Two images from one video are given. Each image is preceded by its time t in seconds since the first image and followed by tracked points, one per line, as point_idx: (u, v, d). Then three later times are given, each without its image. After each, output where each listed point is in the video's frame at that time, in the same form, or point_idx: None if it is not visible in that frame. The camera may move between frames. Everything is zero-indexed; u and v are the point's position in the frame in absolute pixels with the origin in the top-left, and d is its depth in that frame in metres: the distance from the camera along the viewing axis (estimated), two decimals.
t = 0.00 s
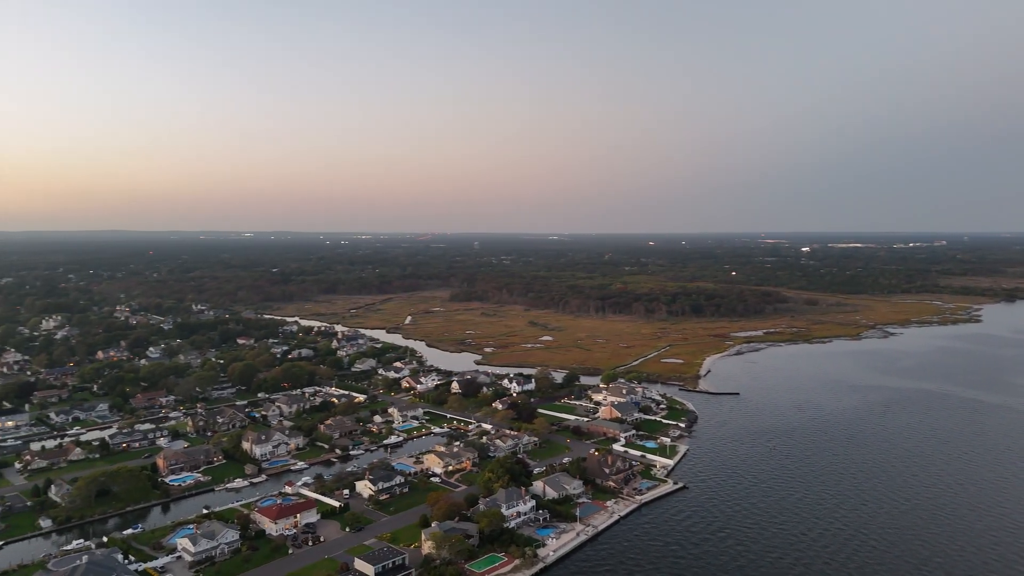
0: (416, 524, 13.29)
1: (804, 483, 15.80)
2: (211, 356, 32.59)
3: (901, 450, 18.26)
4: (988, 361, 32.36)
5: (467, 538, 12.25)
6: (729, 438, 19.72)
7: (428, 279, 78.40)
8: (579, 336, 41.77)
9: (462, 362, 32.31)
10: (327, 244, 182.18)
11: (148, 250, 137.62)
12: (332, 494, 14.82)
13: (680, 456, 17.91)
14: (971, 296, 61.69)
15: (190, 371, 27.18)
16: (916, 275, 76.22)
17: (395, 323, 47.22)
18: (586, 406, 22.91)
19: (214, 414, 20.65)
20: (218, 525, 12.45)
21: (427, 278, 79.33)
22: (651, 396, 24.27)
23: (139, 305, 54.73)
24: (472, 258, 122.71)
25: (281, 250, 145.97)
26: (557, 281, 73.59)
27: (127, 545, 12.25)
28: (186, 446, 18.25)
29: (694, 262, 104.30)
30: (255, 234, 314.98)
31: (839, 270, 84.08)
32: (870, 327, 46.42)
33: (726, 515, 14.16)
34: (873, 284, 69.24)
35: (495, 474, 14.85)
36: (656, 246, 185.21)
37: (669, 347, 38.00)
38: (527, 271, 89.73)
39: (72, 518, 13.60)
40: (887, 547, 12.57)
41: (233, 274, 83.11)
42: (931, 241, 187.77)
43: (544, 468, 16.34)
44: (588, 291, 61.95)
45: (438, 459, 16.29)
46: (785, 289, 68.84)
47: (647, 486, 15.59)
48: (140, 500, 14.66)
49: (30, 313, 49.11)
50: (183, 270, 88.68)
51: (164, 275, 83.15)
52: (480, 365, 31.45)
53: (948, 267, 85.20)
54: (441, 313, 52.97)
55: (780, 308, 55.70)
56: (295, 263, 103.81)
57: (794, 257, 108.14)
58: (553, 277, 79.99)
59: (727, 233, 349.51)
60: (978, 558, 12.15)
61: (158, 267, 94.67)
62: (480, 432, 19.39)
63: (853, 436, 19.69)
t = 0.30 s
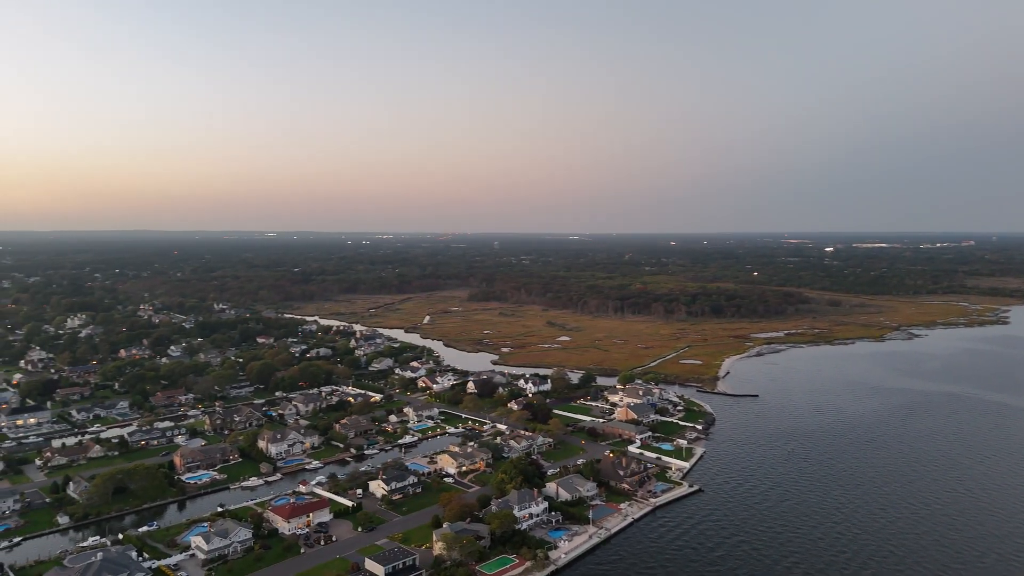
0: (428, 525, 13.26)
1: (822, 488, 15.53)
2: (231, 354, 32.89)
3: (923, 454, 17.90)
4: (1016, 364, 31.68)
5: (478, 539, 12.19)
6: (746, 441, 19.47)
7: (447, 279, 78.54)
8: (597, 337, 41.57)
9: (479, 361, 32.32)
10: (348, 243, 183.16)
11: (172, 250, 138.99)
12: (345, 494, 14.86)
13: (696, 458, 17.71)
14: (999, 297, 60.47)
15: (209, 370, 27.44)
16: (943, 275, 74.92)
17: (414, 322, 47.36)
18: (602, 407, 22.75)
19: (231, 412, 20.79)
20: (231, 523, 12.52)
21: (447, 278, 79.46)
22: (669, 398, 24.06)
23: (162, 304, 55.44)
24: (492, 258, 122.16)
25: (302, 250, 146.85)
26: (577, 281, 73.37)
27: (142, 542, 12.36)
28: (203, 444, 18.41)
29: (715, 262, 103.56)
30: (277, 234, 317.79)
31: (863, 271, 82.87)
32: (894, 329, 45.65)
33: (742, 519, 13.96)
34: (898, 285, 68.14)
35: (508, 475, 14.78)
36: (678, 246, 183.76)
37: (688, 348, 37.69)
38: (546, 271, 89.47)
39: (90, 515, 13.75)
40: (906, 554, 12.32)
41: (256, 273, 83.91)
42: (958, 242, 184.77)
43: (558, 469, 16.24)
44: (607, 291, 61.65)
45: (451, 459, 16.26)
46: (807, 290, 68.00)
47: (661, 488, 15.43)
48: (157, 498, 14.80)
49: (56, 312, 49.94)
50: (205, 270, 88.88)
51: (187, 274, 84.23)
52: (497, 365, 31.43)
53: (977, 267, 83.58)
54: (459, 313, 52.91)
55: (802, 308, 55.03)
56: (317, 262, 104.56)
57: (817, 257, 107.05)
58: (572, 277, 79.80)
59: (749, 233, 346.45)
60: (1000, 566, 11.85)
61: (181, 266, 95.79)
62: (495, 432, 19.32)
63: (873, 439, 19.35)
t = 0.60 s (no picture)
0: (440, 526, 13.22)
1: (841, 492, 15.26)
2: (250, 353, 33.15)
3: (946, 459, 17.53)
4: None
5: (489, 541, 12.13)
6: (764, 444, 19.21)
7: (466, 279, 78.60)
8: (616, 337, 41.34)
9: (496, 362, 32.29)
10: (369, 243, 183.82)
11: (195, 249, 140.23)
12: (358, 494, 14.87)
13: (712, 461, 17.51)
14: None
15: (228, 369, 27.68)
16: (970, 276, 73.54)
17: (432, 322, 47.42)
18: (618, 408, 22.60)
19: (248, 411, 20.94)
20: (244, 522, 12.56)
21: (466, 278, 79.55)
22: (686, 399, 23.83)
23: (185, 303, 56.16)
24: (512, 258, 122.12)
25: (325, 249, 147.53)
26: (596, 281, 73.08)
27: (157, 539, 12.47)
28: (220, 442, 18.55)
29: (737, 262, 102.73)
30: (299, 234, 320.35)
31: (888, 271, 81.61)
32: (919, 330, 44.91)
33: (758, 523, 13.76)
34: (923, 286, 66.97)
35: (521, 477, 14.68)
36: (700, 246, 182.45)
37: (707, 349, 37.35)
38: (566, 271, 89.40)
39: (106, 512, 13.90)
40: (926, 562, 12.05)
41: (277, 272, 84.67)
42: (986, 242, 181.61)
43: (572, 471, 16.14)
44: (627, 292, 61.29)
45: (465, 460, 16.21)
46: (830, 291, 67.10)
47: (676, 492, 15.25)
48: (173, 496, 14.93)
49: (81, 311, 50.79)
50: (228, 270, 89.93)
51: (210, 273, 85.32)
52: (513, 365, 31.38)
53: (1006, 268, 81.94)
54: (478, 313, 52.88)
55: (824, 309, 54.29)
56: (337, 262, 105.16)
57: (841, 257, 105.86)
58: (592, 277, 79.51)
59: (772, 233, 343.09)
60: None
61: (204, 266, 96.81)
62: (509, 433, 19.25)
63: (895, 443, 18.99)
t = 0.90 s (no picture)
0: (452, 527, 13.18)
1: (861, 497, 14.97)
2: (269, 352, 33.39)
3: (969, 464, 17.15)
4: None
5: (501, 543, 12.06)
6: (782, 446, 18.94)
7: (485, 279, 78.60)
8: (634, 338, 41.08)
9: (513, 362, 32.24)
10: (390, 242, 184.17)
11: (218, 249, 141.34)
12: (371, 494, 14.87)
13: (729, 464, 17.29)
14: None
15: (246, 368, 27.89)
16: (999, 277, 72.07)
17: (449, 322, 47.44)
18: (634, 410, 22.44)
19: (265, 410, 21.05)
20: (257, 521, 12.61)
21: (484, 278, 79.58)
22: (703, 401, 23.57)
23: (207, 302, 56.81)
24: (531, 258, 121.90)
25: (346, 249, 148.03)
26: (615, 281, 72.68)
27: (171, 537, 12.57)
28: (236, 441, 18.67)
29: (758, 262, 101.78)
30: (320, 233, 322.55)
31: (914, 272, 80.30)
32: (944, 332, 44.12)
33: (774, 527, 13.56)
34: (950, 287, 65.74)
35: (534, 478, 14.60)
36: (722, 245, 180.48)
37: (726, 351, 36.97)
38: (585, 271, 89.16)
39: (123, 509, 14.04)
40: (947, 569, 11.78)
41: (298, 272, 85.34)
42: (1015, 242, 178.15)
43: (586, 473, 16.02)
44: (646, 292, 60.87)
45: (478, 461, 16.17)
46: (854, 292, 66.12)
47: (691, 495, 15.07)
48: (189, 494, 15.05)
49: (106, 310, 51.50)
50: (250, 270, 90.85)
51: (233, 272, 86.24)
52: (530, 365, 31.30)
53: None
54: (496, 312, 52.86)
55: (847, 310, 53.52)
56: (358, 262, 105.65)
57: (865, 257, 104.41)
58: (611, 277, 79.12)
59: (795, 233, 339.43)
60: None
61: (227, 265, 97.76)
62: (524, 434, 19.16)
63: (917, 447, 18.63)
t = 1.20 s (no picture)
0: (464, 528, 13.12)
1: (881, 501, 14.70)
2: (287, 351, 33.63)
3: (994, 469, 16.77)
4: None
5: (512, 545, 11.98)
6: (801, 450, 18.66)
7: (504, 279, 78.56)
8: (652, 339, 40.78)
9: (530, 362, 32.17)
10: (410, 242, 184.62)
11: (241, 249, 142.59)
12: (384, 494, 14.87)
13: (746, 467, 17.06)
14: None
15: (265, 367, 28.09)
16: None
17: (467, 322, 47.45)
18: (651, 411, 22.24)
19: (281, 409, 21.17)
20: (269, 520, 12.65)
21: (503, 278, 79.55)
22: (721, 403, 23.32)
23: (229, 302, 57.38)
24: (551, 258, 121.65)
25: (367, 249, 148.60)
26: (635, 282, 72.28)
27: (185, 536, 12.65)
28: (252, 440, 18.79)
29: (781, 262, 100.81)
30: (342, 233, 324.59)
31: (941, 273, 78.92)
32: (971, 334, 43.29)
33: (791, 531, 13.36)
34: (977, 288, 64.50)
35: (547, 480, 14.50)
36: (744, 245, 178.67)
37: (745, 352, 36.56)
38: (605, 271, 88.87)
39: (139, 507, 14.18)
40: None
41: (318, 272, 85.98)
42: None
43: (600, 475, 15.89)
44: (665, 293, 60.45)
45: (492, 461, 16.10)
46: (878, 293, 65.11)
47: (707, 498, 14.90)
48: (204, 492, 15.15)
49: (129, 309, 52.20)
50: (271, 269, 91.65)
51: (254, 272, 87.01)
52: (547, 366, 31.21)
53: None
54: (514, 313, 52.80)
55: (871, 311, 52.70)
56: (378, 262, 106.13)
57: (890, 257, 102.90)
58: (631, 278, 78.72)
59: (818, 233, 335.44)
60: None
61: (249, 265, 98.69)
62: (539, 435, 19.07)
63: (940, 451, 18.24)
